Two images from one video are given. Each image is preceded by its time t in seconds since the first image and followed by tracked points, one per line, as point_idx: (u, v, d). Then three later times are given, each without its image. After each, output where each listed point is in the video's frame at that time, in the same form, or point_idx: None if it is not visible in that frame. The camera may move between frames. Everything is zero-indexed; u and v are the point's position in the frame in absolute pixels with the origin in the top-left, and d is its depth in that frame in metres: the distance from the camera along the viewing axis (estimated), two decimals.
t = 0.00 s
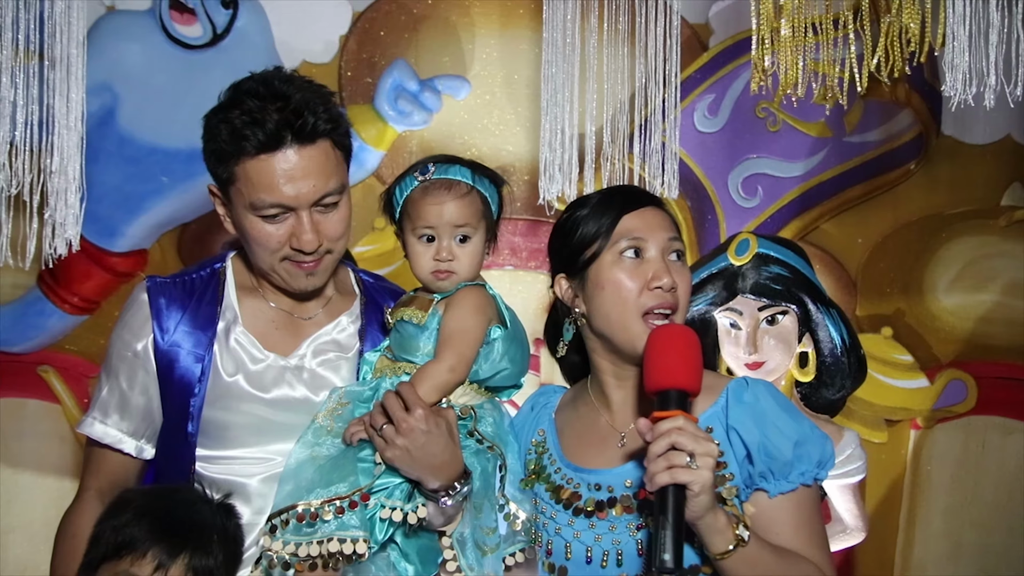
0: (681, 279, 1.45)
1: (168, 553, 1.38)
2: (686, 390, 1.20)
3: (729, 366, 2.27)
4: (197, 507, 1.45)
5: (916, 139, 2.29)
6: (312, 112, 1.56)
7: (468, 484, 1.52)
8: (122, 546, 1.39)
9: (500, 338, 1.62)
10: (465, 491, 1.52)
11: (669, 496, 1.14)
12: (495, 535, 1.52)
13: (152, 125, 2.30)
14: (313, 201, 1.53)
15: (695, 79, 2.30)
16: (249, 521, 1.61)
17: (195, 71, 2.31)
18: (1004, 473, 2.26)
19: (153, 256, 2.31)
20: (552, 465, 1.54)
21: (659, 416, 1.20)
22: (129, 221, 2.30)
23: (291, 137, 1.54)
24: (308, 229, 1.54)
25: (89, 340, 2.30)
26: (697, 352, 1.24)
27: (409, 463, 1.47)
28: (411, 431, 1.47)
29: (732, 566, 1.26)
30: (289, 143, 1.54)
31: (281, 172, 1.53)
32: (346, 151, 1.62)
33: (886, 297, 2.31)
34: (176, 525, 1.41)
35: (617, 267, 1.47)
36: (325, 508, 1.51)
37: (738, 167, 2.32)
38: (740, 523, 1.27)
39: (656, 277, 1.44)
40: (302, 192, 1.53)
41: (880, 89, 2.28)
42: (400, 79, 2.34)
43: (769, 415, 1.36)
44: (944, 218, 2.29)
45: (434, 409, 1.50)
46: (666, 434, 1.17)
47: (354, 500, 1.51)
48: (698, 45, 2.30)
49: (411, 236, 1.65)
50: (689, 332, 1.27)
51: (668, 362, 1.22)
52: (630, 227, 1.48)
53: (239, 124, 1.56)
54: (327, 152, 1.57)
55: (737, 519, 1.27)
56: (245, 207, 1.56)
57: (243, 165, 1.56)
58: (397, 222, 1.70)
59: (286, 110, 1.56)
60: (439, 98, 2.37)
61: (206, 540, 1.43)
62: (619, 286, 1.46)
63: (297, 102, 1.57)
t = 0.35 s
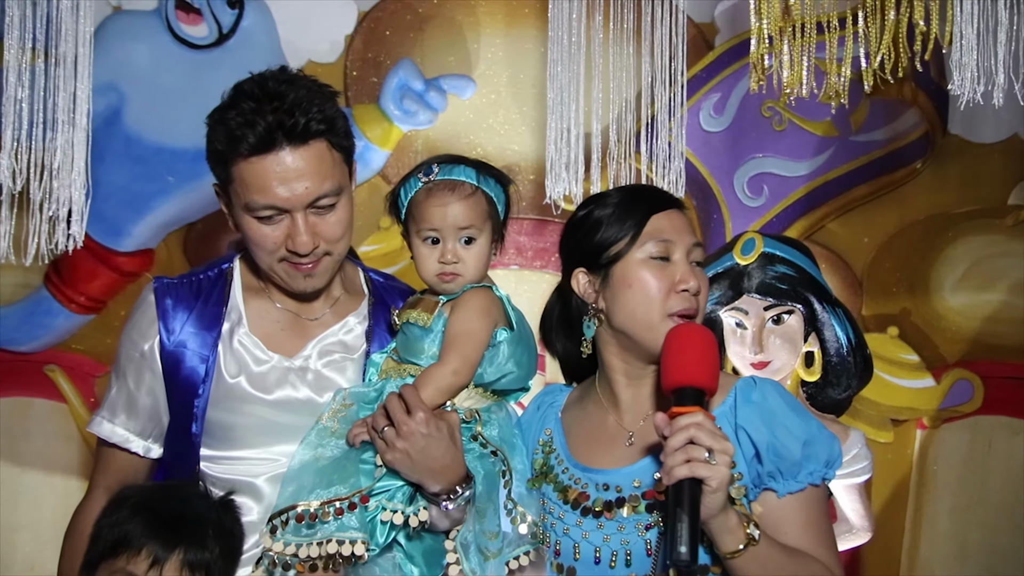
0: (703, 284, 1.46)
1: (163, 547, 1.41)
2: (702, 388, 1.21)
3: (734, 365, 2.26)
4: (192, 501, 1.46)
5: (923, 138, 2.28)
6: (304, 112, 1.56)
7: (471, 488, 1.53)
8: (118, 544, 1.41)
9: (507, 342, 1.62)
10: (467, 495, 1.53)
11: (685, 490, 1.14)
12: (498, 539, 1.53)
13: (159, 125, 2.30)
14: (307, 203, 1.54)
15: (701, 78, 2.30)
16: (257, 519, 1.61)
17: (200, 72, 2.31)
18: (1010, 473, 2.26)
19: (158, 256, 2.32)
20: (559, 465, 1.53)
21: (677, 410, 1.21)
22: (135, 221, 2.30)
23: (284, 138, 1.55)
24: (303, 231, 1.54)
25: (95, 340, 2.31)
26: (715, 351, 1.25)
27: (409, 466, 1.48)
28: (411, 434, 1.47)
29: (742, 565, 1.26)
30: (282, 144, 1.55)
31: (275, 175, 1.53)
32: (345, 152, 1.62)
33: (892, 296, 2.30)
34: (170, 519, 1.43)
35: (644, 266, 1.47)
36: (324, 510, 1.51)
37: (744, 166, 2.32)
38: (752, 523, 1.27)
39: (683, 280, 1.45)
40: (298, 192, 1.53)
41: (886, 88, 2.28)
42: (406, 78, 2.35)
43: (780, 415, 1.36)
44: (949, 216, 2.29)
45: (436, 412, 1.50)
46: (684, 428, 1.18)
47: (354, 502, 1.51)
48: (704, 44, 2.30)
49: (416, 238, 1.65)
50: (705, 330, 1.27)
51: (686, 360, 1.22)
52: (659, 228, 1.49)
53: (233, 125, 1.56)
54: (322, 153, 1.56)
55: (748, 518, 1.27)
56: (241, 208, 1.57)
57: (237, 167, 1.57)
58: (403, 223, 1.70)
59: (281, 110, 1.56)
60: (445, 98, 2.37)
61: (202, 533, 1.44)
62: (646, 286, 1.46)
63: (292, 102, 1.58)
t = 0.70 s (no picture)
0: (713, 279, 1.45)
1: (178, 549, 1.41)
2: (722, 386, 1.21)
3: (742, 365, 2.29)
4: (204, 502, 1.46)
5: (930, 137, 2.28)
6: (305, 115, 1.56)
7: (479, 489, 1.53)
8: (133, 542, 1.42)
9: (515, 344, 1.62)
10: (474, 496, 1.53)
11: (707, 489, 1.14)
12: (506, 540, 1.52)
13: (166, 125, 2.31)
14: (308, 205, 1.54)
15: (707, 77, 2.29)
16: (265, 519, 1.61)
17: (206, 72, 2.31)
18: (1017, 473, 2.25)
19: (165, 256, 2.32)
20: (578, 463, 1.54)
21: (698, 409, 1.20)
22: (143, 221, 2.31)
23: (286, 141, 1.55)
24: (303, 234, 1.54)
25: (101, 339, 2.31)
26: (734, 348, 1.25)
27: (417, 467, 1.48)
28: (419, 436, 1.47)
29: (761, 565, 1.26)
30: (283, 147, 1.55)
31: (277, 176, 1.53)
32: (350, 157, 1.62)
33: (899, 297, 2.30)
34: (184, 520, 1.43)
35: (651, 263, 1.47)
36: (331, 509, 1.51)
37: (751, 165, 2.32)
38: (771, 523, 1.26)
39: (690, 276, 1.44)
40: (302, 194, 1.54)
41: (893, 87, 2.27)
42: (412, 78, 2.35)
43: (800, 416, 1.36)
44: (956, 216, 2.28)
45: (443, 414, 1.50)
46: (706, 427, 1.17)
47: (360, 502, 1.52)
48: (710, 42, 2.29)
49: (424, 240, 1.65)
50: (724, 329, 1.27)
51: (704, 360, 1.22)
52: (666, 225, 1.48)
53: (238, 125, 1.57)
54: (325, 155, 1.57)
55: (767, 519, 1.27)
56: (244, 209, 1.58)
57: (239, 168, 1.57)
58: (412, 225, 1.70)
59: (284, 112, 1.56)
60: (451, 97, 2.37)
61: (217, 533, 1.45)
62: (653, 284, 1.46)
63: (296, 104, 1.58)
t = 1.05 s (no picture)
0: (719, 277, 1.44)
1: (186, 549, 1.41)
2: (725, 386, 1.20)
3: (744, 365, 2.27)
4: (211, 502, 1.47)
5: (934, 137, 2.27)
6: (312, 114, 1.57)
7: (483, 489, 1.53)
8: (140, 542, 1.41)
9: (520, 344, 1.62)
10: (480, 496, 1.53)
11: (712, 489, 1.15)
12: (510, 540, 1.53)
13: (171, 125, 2.31)
14: (313, 204, 1.54)
15: (710, 76, 2.29)
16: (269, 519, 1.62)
17: (210, 72, 2.32)
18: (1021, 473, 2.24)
19: (169, 256, 2.32)
20: (590, 460, 1.54)
21: (701, 409, 1.19)
22: (147, 221, 2.31)
23: (292, 139, 1.55)
24: (308, 232, 1.55)
25: (105, 339, 2.32)
26: (736, 349, 1.24)
27: (422, 467, 1.48)
28: (424, 435, 1.48)
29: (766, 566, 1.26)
30: (289, 145, 1.55)
31: (282, 175, 1.54)
32: (357, 157, 1.63)
33: (903, 296, 2.30)
34: (192, 521, 1.43)
35: (656, 262, 1.47)
36: (337, 508, 1.51)
37: (754, 165, 2.31)
38: (778, 524, 1.26)
39: (694, 275, 1.44)
40: (307, 193, 1.54)
41: (897, 86, 2.27)
42: (415, 78, 2.35)
43: (812, 418, 1.35)
44: (960, 215, 2.28)
45: (448, 413, 1.50)
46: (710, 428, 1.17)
47: (366, 501, 1.52)
48: (713, 42, 2.29)
49: (428, 239, 1.65)
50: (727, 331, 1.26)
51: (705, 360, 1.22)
52: (671, 224, 1.48)
53: (244, 123, 1.57)
54: (331, 154, 1.57)
55: (774, 520, 1.27)
56: (250, 207, 1.58)
57: (245, 167, 1.57)
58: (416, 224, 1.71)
59: (291, 111, 1.57)
60: (454, 97, 2.37)
61: (225, 532, 1.46)
62: (658, 282, 1.46)
63: (303, 103, 1.58)
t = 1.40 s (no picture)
0: (719, 279, 1.41)
1: (185, 552, 1.41)
2: (710, 392, 1.17)
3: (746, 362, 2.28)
4: (211, 502, 1.47)
5: (934, 136, 2.27)
6: (313, 111, 1.57)
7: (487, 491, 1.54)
8: (139, 545, 1.41)
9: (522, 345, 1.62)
10: (482, 498, 1.53)
11: (685, 499, 1.12)
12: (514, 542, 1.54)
13: (171, 124, 2.31)
14: (316, 202, 1.54)
15: (710, 76, 2.29)
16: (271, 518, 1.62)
17: (209, 72, 2.32)
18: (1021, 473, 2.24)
19: (169, 256, 2.32)
20: (614, 456, 1.52)
21: (679, 415, 1.16)
22: (149, 220, 2.31)
23: (294, 137, 1.55)
24: (310, 231, 1.55)
25: (105, 339, 2.32)
26: (723, 354, 1.21)
27: (424, 470, 1.48)
28: (425, 439, 1.47)
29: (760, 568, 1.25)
30: (291, 143, 1.55)
31: (284, 173, 1.54)
32: (358, 154, 1.63)
33: (903, 296, 2.30)
34: (191, 522, 1.43)
35: (656, 267, 1.45)
36: (337, 510, 1.51)
37: (754, 164, 2.31)
38: (762, 532, 1.22)
39: (692, 276, 1.41)
40: (308, 191, 1.54)
41: (897, 85, 2.27)
42: (415, 78, 2.35)
43: (822, 423, 1.30)
44: (960, 214, 2.28)
45: (451, 416, 1.50)
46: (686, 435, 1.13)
47: (367, 504, 1.51)
48: (713, 43, 2.30)
49: (429, 240, 1.65)
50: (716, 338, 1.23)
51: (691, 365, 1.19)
52: (675, 227, 1.45)
53: (246, 122, 1.57)
54: (333, 153, 1.57)
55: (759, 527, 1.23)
56: (252, 206, 1.58)
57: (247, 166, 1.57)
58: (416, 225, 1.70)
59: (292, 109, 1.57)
60: (453, 97, 2.37)
61: (219, 535, 1.45)
62: (658, 285, 1.44)
63: (304, 101, 1.58)
